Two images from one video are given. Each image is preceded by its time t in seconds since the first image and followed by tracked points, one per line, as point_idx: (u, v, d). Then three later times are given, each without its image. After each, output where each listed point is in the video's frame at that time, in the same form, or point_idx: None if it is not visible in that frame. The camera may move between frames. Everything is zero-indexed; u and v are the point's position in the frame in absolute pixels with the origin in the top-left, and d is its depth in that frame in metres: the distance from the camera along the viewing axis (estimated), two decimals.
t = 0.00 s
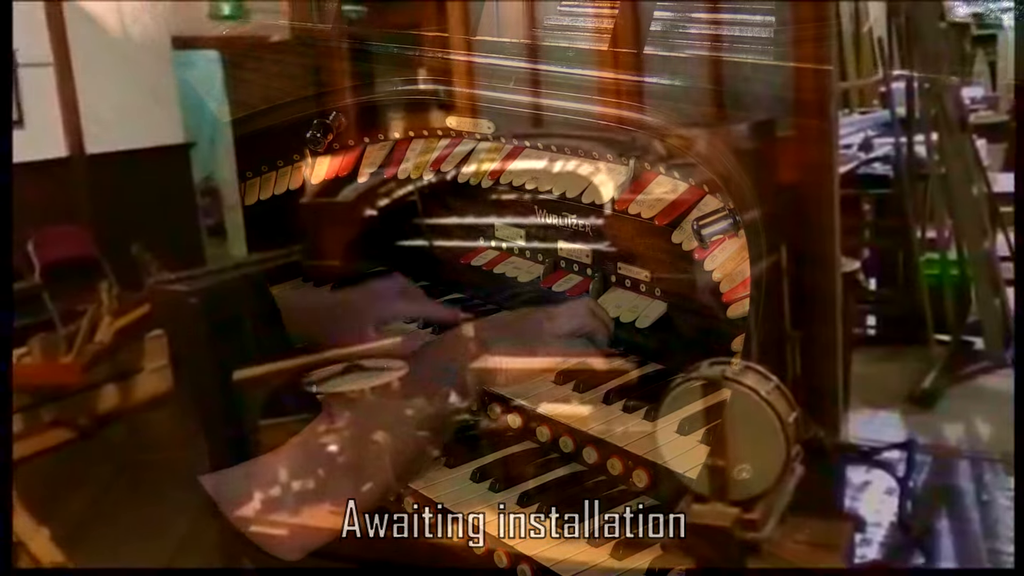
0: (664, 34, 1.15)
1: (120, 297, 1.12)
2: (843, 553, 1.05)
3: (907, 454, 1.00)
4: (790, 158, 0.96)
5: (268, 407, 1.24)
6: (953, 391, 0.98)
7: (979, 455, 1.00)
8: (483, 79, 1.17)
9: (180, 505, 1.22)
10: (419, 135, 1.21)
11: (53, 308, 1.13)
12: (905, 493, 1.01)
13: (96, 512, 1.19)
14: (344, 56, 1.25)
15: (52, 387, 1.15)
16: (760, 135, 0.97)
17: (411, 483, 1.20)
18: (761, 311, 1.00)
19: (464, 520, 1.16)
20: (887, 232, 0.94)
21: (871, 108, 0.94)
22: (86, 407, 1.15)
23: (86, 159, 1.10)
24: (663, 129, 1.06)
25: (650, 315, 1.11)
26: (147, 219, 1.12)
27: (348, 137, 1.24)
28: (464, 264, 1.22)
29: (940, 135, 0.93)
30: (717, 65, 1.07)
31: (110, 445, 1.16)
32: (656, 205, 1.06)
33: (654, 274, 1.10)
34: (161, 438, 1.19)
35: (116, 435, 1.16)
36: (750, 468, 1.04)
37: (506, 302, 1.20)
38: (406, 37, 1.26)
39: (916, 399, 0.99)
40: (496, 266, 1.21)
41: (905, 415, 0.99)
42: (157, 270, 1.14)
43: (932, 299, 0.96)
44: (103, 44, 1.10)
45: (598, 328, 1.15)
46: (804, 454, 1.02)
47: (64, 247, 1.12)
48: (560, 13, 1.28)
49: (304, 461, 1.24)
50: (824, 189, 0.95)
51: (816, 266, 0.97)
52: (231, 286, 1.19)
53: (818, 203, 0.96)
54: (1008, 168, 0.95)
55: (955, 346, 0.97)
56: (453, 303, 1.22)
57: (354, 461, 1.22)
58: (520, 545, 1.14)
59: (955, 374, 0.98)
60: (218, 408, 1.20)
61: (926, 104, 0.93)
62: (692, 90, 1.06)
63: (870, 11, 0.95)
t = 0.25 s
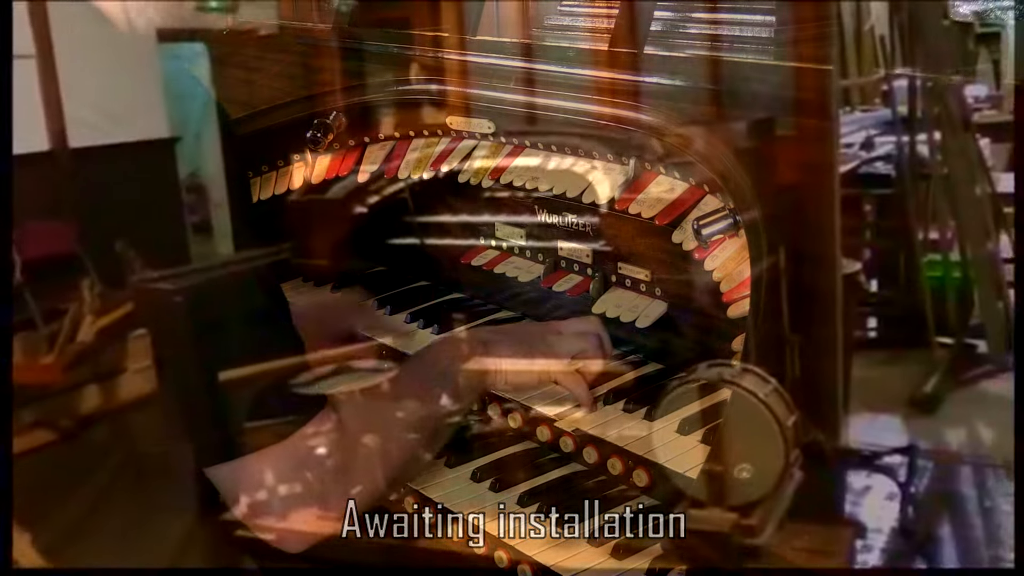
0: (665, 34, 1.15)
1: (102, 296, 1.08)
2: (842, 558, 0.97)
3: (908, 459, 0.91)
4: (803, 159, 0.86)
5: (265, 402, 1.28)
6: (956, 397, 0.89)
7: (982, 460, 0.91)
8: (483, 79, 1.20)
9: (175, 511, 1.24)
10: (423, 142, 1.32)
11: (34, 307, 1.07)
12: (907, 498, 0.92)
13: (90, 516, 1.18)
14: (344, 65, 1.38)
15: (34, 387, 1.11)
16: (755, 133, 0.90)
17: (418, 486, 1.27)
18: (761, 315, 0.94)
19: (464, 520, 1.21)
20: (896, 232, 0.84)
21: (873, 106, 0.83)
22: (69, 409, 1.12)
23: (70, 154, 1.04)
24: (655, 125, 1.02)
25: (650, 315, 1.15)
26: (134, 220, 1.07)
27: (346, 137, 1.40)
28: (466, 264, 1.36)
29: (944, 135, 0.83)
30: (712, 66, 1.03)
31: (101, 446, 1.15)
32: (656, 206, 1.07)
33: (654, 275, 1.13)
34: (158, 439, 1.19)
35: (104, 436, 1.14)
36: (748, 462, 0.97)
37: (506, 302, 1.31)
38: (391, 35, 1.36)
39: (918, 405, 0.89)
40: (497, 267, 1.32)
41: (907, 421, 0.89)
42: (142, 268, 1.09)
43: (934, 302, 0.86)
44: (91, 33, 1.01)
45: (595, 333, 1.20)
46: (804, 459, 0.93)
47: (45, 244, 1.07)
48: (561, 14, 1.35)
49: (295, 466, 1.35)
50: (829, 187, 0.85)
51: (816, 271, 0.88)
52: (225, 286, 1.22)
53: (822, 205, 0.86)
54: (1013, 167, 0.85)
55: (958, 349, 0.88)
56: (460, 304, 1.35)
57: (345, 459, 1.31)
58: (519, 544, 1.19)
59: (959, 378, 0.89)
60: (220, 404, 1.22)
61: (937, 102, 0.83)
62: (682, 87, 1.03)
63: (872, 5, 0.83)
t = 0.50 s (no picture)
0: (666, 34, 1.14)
1: (97, 312, 0.97)
2: None
3: (923, 479, 0.82)
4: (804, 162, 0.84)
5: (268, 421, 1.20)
6: (973, 416, 0.81)
7: (1000, 482, 0.81)
8: (483, 81, 1.21)
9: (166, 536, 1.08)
10: (423, 142, 1.32)
11: (26, 323, 0.98)
12: (922, 521, 0.83)
13: (76, 537, 1.04)
14: (340, 63, 1.40)
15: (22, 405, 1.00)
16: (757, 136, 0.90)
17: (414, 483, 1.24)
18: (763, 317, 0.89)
19: (464, 520, 1.19)
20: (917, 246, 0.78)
21: (884, 118, 0.78)
22: (61, 429, 1.01)
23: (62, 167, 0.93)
24: (655, 126, 1.02)
25: (650, 316, 1.19)
26: (126, 229, 0.97)
27: (347, 136, 1.40)
28: (465, 264, 1.37)
29: (957, 145, 0.77)
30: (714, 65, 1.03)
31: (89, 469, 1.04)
32: (655, 207, 1.08)
33: (654, 274, 1.16)
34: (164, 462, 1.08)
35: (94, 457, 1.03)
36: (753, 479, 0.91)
37: (506, 302, 1.32)
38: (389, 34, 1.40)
39: (933, 423, 0.81)
40: (497, 267, 1.32)
41: (921, 440, 0.81)
42: (138, 283, 0.99)
43: (949, 315, 0.79)
44: (82, 38, 0.91)
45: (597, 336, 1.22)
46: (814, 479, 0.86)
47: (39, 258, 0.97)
48: (561, 14, 1.33)
49: (293, 483, 1.21)
50: (845, 191, 0.80)
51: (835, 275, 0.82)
52: (222, 298, 1.10)
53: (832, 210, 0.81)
54: None
55: (973, 365, 0.80)
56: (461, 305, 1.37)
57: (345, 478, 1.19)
58: (520, 544, 1.17)
59: (974, 395, 0.81)
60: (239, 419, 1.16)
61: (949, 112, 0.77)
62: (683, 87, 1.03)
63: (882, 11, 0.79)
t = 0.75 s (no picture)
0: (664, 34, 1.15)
1: (73, 306, 0.98)
2: None
3: (954, 473, 0.80)
4: (812, 158, 0.83)
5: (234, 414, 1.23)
6: (1000, 405, 0.81)
7: None
8: (483, 80, 1.20)
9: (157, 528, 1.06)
10: (423, 142, 1.31)
11: None
12: (953, 518, 0.81)
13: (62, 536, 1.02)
14: (344, 64, 1.39)
15: None
16: (762, 134, 0.89)
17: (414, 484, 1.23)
18: (776, 310, 0.82)
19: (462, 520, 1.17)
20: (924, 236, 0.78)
21: (908, 91, 0.78)
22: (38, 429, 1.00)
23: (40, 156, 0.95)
24: (654, 126, 1.02)
25: (649, 316, 1.19)
26: (103, 220, 0.97)
27: (345, 136, 1.37)
28: (465, 264, 1.38)
29: (985, 119, 0.79)
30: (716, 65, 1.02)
31: (78, 466, 1.03)
32: (662, 201, 1.07)
33: (654, 276, 1.17)
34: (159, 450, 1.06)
35: (80, 455, 1.02)
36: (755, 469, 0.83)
37: (506, 301, 1.36)
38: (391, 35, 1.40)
39: (962, 412, 0.80)
40: (497, 266, 1.33)
41: (950, 430, 0.80)
42: (119, 273, 1.00)
43: (977, 300, 0.80)
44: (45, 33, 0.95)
45: (597, 333, 1.27)
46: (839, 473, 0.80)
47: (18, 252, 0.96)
48: (560, 14, 1.34)
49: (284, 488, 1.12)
50: (853, 187, 0.79)
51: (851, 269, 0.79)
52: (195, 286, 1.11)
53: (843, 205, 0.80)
54: None
55: (1003, 352, 0.81)
56: (460, 305, 1.40)
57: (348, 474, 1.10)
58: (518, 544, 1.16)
59: (1001, 385, 0.81)
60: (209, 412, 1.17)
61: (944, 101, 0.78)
62: (683, 87, 1.02)
63: None
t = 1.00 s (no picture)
0: (663, 34, 1.15)
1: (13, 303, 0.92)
2: None
3: (996, 510, 0.78)
4: (815, 160, 0.84)
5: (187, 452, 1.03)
6: None
7: None
8: (483, 81, 1.20)
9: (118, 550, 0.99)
10: (423, 142, 1.31)
11: None
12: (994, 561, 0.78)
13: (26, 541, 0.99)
14: (343, 61, 1.41)
15: None
16: (764, 136, 0.90)
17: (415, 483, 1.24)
18: (800, 320, 0.82)
19: (463, 521, 1.18)
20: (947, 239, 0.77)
21: (949, 82, 0.78)
22: None
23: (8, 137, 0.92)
24: (654, 126, 1.02)
25: (650, 315, 1.19)
26: (64, 215, 0.92)
27: (346, 137, 1.37)
28: (465, 264, 1.37)
29: None
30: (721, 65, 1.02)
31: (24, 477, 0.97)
32: (657, 205, 1.07)
33: (654, 276, 1.17)
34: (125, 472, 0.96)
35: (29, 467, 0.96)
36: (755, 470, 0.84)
37: (506, 301, 1.32)
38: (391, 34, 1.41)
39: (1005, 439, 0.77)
40: (497, 267, 1.32)
41: (991, 461, 0.77)
42: (64, 273, 0.91)
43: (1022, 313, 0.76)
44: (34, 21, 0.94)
45: (598, 333, 1.26)
46: (867, 506, 0.79)
47: None
48: (560, 13, 1.33)
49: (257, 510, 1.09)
50: (853, 189, 0.81)
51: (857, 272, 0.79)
52: (160, 294, 0.96)
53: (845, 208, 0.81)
54: None
55: None
56: (460, 305, 1.39)
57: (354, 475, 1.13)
58: (520, 545, 1.16)
59: None
60: (181, 435, 1.00)
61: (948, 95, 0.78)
62: (683, 87, 1.03)
63: None
